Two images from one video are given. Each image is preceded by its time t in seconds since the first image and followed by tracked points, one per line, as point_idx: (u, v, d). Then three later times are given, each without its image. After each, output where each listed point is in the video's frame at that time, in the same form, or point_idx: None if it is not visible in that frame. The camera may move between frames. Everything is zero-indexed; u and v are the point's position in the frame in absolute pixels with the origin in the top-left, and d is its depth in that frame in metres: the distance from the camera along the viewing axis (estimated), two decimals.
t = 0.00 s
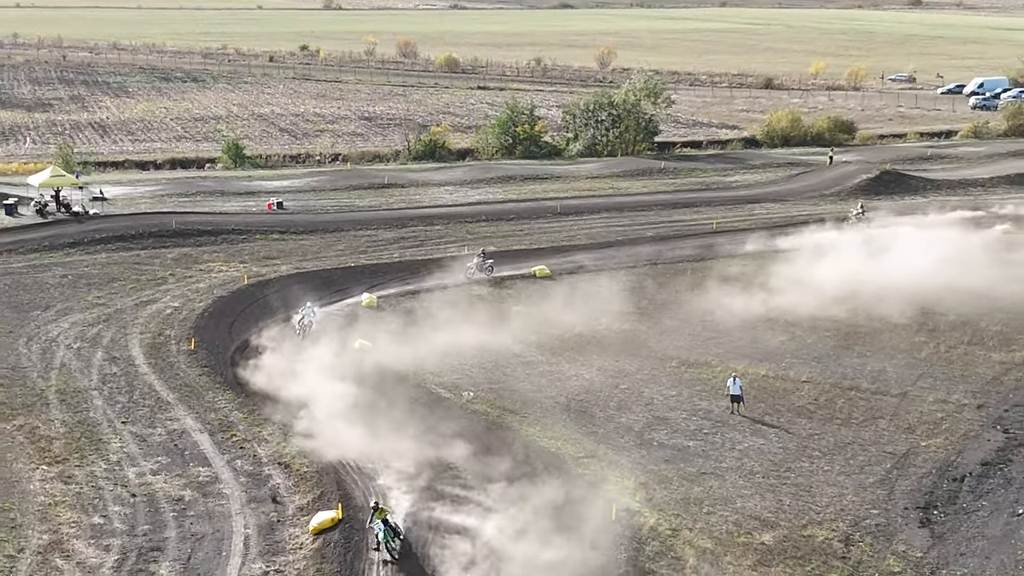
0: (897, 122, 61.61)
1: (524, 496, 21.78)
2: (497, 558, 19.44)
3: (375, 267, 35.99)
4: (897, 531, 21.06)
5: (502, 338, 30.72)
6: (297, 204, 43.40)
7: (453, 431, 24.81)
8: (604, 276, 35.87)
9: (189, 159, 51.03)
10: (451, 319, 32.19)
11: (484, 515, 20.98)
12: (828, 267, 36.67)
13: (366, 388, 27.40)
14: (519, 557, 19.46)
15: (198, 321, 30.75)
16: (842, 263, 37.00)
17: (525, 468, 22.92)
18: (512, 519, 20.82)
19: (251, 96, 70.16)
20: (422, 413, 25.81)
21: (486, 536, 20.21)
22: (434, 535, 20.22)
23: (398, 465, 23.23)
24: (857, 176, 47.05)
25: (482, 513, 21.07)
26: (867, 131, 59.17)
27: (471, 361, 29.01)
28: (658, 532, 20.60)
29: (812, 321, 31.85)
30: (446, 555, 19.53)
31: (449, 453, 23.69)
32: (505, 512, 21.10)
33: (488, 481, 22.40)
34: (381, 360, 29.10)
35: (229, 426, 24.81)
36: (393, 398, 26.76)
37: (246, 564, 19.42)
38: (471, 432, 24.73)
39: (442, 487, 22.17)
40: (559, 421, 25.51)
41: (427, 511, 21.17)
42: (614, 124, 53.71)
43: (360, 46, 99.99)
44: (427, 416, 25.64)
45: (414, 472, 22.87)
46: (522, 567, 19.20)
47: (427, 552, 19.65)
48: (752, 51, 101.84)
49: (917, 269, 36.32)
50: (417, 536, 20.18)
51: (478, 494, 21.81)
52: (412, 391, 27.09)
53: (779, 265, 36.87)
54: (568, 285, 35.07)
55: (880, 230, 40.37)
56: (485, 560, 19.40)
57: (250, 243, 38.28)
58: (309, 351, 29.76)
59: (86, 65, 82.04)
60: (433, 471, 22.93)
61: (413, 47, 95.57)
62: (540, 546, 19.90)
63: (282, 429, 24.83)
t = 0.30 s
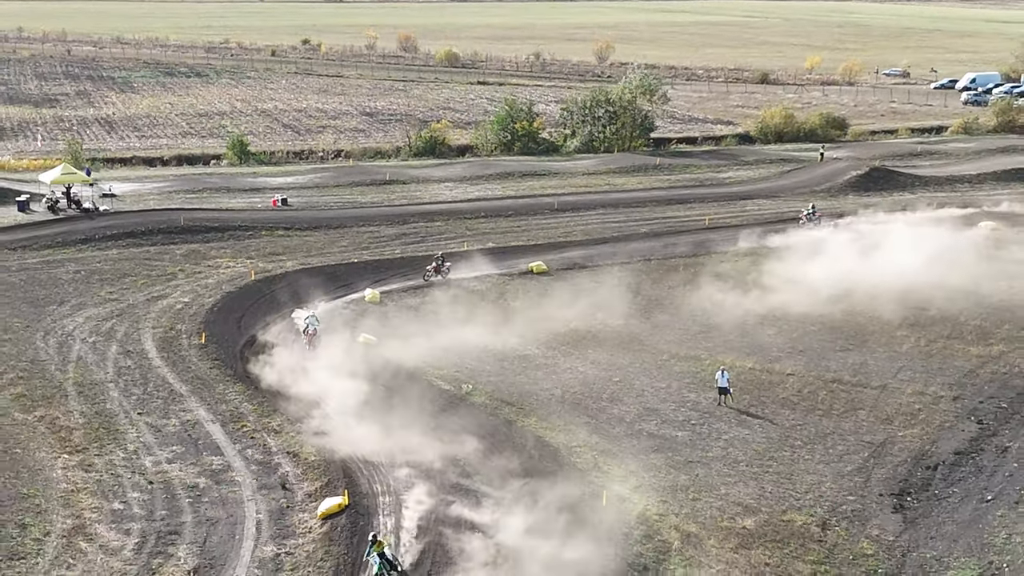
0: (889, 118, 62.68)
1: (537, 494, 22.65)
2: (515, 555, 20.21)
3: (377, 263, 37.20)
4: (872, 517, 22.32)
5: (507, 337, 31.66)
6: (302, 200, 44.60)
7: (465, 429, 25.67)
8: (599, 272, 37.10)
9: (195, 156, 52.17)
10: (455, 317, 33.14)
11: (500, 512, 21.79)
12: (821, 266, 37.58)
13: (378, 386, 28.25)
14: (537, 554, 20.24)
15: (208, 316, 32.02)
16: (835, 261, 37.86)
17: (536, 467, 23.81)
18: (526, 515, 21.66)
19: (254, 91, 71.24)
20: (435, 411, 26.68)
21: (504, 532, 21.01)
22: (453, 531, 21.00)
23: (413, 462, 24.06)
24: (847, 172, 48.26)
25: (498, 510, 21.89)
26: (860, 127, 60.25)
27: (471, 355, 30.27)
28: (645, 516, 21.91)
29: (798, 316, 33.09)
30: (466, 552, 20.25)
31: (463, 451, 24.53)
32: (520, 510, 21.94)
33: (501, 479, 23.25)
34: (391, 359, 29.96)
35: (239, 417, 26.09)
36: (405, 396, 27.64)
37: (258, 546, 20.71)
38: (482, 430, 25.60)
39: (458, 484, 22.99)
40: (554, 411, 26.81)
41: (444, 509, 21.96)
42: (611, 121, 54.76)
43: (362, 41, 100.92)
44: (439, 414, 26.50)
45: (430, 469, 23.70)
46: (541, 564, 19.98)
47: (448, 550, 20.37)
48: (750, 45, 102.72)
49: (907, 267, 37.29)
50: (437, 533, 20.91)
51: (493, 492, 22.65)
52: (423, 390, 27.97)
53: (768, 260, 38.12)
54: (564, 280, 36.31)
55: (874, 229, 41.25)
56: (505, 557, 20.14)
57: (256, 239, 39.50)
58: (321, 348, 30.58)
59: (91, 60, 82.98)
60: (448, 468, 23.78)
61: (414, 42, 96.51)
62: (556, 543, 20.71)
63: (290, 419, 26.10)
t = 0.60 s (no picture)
0: (881, 112, 63.80)
1: (547, 488, 23.40)
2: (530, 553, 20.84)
3: (380, 257, 38.45)
4: (848, 500, 23.62)
5: (508, 333, 32.61)
6: (306, 195, 45.81)
7: (473, 425, 26.45)
8: (594, 266, 38.36)
9: (201, 150, 53.34)
10: (455, 311, 34.30)
11: (509, 506, 22.55)
12: (812, 262, 38.61)
13: (387, 382, 29.07)
14: (553, 549, 20.90)
15: (218, 309, 33.31)
16: (824, 256, 39.07)
17: (543, 462, 24.59)
18: (540, 511, 22.32)
19: (257, 85, 72.28)
20: (443, 407, 27.49)
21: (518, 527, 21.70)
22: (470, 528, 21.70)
23: (424, 458, 24.85)
24: (836, 167, 49.46)
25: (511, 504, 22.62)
26: (852, 121, 61.35)
27: (470, 347, 31.55)
28: (633, 500, 23.22)
29: (786, 309, 34.32)
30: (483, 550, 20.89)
31: (471, 446, 25.34)
32: (531, 504, 22.67)
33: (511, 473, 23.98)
34: (398, 356, 30.82)
35: (249, 406, 27.38)
36: (412, 392, 28.46)
37: (269, 528, 22.05)
38: (489, 425, 26.41)
39: (468, 478, 23.77)
40: (549, 400, 28.12)
41: (458, 506, 22.67)
42: (607, 116, 55.93)
43: (363, 34, 101.86)
44: (446, 409, 27.31)
45: (441, 465, 24.48)
46: (556, 559, 20.67)
47: (464, 548, 21.05)
48: (747, 37, 103.57)
49: (896, 262, 38.37)
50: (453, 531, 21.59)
51: (504, 486, 23.40)
52: (432, 386, 28.80)
53: (758, 254, 39.37)
54: (561, 274, 37.57)
55: (866, 226, 42.22)
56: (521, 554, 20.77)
57: (262, 234, 40.74)
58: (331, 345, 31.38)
59: (95, 53, 83.91)
60: (458, 463, 24.57)
61: (414, 35, 97.45)
62: (564, 538, 21.44)
63: (297, 408, 27.40)
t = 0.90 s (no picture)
0: (873, 105, 64.96)
1: (551, 481, 24.43)
2: (542, 545, 21.78)
3: (382, 251, 39.69)
4: (826, 484, 24.97)
5: (507, 326, 33.87)
6: (309, 189, 47.03)
7: (478, 419, 27.58)
8: (590, 260, 39.63)
9: (206, 145, 54.51)
10: (455, 303, 35.61)
11: (515, 499, 23.53)
12: (802, 256, 39.84)
13: (394, 376, 30.14)
14: (560, 541, 21.89)
15: (227, 302, 34.60)
16: (813, 250, 40.33)
17: (547, 455, 25.67)
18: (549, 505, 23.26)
19: (260, 78, 73.34)
20: (451, 401, 28.49)
21: (529, 520, 22.66)
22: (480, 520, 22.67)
23: (433, 450, 25.84)
24: (827, 162, 50.67)
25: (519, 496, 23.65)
26: (845, 115, 62.47)
27: (469, 338, 32.86)
28: (623, 484, 24.56)
29: (774, 303, 35.55)
30: (497, 543, 21.79)
31: (477, 440, 26.36)
32: (537, 497, 23.64)
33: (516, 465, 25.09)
34: (403, 350, 31.94)
35: (258, 395, 28.72)
36: (418, 386, 29.54)
37: (279, 509, 23.41)
38: (493, 419, 27.48)
39: (476, 472, 24.71)
40: (545, 390, 29.46)
41: (466, 498, 23.63)
42: (604, 111, 57.08)
43: (364, 27, 102.80)
44: (454, 404, 28.32)
45: (449, 458, 25.47)
46: (561, 550, 21.65)
47: (469, 535, 22.15)
48: (745, 29, 104.43)
49: (883, 257, 39.62)
50: (466, 524, 22.51)
51: (512, 480, 24.39)
52: (437, 381, 29.81)
53: (748, 248, 40.65)
54: (557, 268, 38.85)
55: (857, 222, 43.37)
56: (536, 549, 21.62)
57: (268, 227, 42.00)
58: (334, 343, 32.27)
59: (100, 46, 84.84)
60: (464, 456, 25.58)
61: (415, 27, 98.38)
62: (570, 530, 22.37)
63: (304, 396, 28.74)
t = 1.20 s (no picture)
0: (866, 99, 66.10)
1: (548, 469, 25.67)
2: (554, 539, 22.70)
3: (384, 245, 41.00)
4: (807, 469, 26.34)
5: (505, 318, 35.18)
6: (313, 183, 48.29)
7: (485, 413, 28.55)
8: (585, 253, 40.92)
9: (211, 139, 55.72)
10: (455, 295, 36.90)
11: (512, 486, 24.80)
12: (791, 250, 41.09)
13: (398, 367, 31.37)
14: (554, 524, 23.21)
15: (235, 295, 35.92)
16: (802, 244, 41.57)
17: (553, 450, 26.65)
18: (549, 494, 24.44)
19: (263, 72, 74.44)
20: (453, 393, 29.72)
21: (539, 513, 23.63)
22: (493, 513, 23.60)
23: (436, 439, 27.09)
24: (818, 156, 51.87)
25: (529, 490, 24.60)
26: (838, 109, 63.63)
27: (468, 330, 34.17)
28: (614, 469, 25.94)
29: (763, 295, 36.86)
30: (505, 533, 22.85)
31: (478, 430, 27.59)
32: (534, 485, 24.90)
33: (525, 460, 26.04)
34: (406, 341, 33.16)
35: (267, 384, 30.07)
36: (422, 377, 30.76)
37: (288, 493, 24.79)
38: (493, 410, 28.70)
39: (477, 460, 25.97)
40: (541, 379, 30.83)
41: (466, 485, 24.92)
42: (601, 106, 58.25)
43: (364, 20, 103.76)
44: (456, 395, 29.55)
45: (451, 446, 26.72)
46: (555, 533, 22.95)
47: (468, 518, 23.48)
48: (742, 22, 105.35)
49: (871, 250, 40.87)
50: (480, 516, 23.46)
51: (513, 470, 25.57)
52: (439, 372, 31.04)
53: (739, 242, 41.91)
54: (553, 261, 40.15)
55: (852, 218, 44.42)
56: (531, 532, 22.95)
57: (273, 222, 43.29)
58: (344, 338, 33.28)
59: (104, 39, 85.85)
60: (466, 445, 26.83)
61: (415, 20, 99.32)
62: (565, 515, 23.64)
63: (310, 386, 30.08)
